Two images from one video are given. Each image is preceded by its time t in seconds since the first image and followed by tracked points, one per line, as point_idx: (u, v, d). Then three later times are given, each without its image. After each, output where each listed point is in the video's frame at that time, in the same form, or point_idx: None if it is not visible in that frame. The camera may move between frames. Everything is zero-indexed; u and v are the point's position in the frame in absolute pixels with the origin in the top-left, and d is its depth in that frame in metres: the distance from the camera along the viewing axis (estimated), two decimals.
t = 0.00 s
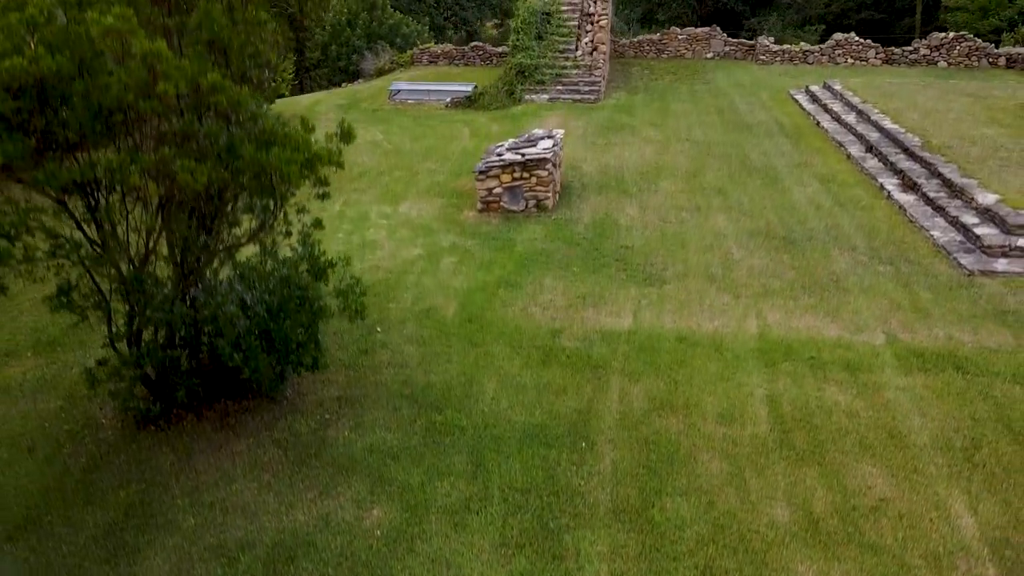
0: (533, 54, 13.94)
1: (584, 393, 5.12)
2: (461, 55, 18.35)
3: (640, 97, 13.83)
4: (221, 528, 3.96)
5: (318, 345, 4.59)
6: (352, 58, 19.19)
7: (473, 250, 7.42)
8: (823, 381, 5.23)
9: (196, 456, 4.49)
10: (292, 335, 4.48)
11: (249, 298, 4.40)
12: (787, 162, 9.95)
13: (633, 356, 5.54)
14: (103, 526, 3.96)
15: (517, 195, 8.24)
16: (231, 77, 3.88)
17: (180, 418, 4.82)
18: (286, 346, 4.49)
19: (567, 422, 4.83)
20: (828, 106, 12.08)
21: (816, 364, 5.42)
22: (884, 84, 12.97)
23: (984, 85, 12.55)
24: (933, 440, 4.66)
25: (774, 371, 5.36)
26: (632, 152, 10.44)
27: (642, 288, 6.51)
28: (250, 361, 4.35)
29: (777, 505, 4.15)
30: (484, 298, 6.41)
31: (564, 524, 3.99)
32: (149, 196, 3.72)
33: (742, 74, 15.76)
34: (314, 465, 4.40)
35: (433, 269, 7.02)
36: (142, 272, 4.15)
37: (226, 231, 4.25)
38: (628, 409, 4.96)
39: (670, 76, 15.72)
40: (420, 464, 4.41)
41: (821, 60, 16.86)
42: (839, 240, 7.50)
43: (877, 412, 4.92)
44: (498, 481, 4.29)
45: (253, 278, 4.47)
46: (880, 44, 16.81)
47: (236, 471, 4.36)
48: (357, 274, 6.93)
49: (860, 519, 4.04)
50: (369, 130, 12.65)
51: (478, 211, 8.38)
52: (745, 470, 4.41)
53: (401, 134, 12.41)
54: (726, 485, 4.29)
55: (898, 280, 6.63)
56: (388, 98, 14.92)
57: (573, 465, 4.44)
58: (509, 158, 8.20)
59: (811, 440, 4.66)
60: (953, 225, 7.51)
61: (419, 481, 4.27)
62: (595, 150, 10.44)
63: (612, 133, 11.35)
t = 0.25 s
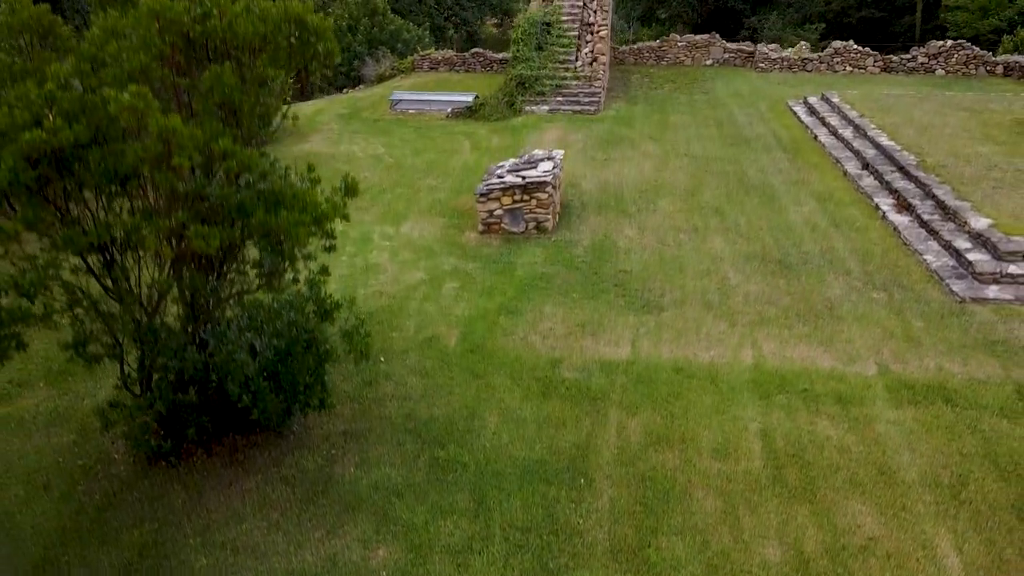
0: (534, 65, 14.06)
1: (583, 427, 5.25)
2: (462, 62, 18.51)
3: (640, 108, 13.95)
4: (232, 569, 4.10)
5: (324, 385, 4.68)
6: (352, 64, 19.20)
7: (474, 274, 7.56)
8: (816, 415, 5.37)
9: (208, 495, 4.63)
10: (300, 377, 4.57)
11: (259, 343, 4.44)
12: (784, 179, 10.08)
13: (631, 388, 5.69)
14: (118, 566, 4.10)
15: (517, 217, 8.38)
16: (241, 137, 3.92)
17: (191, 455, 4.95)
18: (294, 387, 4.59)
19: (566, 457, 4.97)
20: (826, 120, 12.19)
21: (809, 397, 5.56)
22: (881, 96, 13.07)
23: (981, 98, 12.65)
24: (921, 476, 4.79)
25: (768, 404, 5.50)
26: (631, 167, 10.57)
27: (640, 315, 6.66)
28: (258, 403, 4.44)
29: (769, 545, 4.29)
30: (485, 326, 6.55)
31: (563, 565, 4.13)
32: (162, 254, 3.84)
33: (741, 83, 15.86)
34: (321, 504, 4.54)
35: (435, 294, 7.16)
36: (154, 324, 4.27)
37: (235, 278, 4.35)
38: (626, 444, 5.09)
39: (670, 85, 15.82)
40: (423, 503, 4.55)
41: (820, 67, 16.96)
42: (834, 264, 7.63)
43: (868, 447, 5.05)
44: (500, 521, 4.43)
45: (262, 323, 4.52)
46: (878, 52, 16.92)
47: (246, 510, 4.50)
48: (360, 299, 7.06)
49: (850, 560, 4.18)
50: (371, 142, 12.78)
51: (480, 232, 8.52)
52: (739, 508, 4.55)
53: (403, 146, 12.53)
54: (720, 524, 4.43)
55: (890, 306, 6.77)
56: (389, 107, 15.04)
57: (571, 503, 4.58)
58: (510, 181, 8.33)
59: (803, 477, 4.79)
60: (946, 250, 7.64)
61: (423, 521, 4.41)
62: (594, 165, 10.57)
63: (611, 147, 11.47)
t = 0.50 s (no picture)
0: (534, 75, 14.17)
1: (581, 459, 5.40)
2: (462, 68, 18.64)
3: (639, 118, 14.06)
4: None
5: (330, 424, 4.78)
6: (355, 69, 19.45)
7: (476, 296, 7.70)
8: (809, 446, 5.51)
9: (218, 530, 4.77)
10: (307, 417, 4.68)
11: (269, 386, 4.54)
12: (781, 196, 10.20)
13: (629, 417, 5.83)
14: None
15: (518, 238, 8.52)
16: (250, 193, 4.04)
17: (201, 488, 5.09)
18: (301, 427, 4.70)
19: (566, 490, 5.11)
20: (824, 133, 12.30)
21: (803, 427, 5.70)
22: (879, 107, 13.19)
23: (977, 110, 12.77)
24: (910, 510, 4.94)
25: (763, 434, 5.64)
26: (630, 183, 10.70)
27: (638, 342, 6.80)
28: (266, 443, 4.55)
29: None
30: (487, 353, 6.69)
31: None
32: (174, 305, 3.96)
33: (740, 92, 15.97)
34: (328, 539, 4.68)
35: (437, 318, 7.30)
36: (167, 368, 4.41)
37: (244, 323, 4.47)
38: (624, 476, 5.23)
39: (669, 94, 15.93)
40: (427, 538, 4.69)
41: (819, 75, 17.07)
42: (829, 286, 7.76)
43: (859, 480, 5.19)
44: (501, 557, 4.57)
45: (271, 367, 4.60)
46: (877, 59, 17.02)
47: (256, 545, 4.64)
48: (364, 324, 7.20)
49: None
50: (372, 154, 12.89)
51: (481, 252, 8.65)
52: (733, 543, 4.69)
53: (404, 157, 12.66)
54: (714, 560, 4.57)
55: (883, 332, 6.90)
56: (390, 116, 15.16)
57: (570, 538, 4.72)
58: (510, 202, 8.46)
59: (796, 511, 4.93)
60: (939, 273, 7.78)
61: (426, 557, 4.56)
62: (593, 180, 10.70)
63: (611, 161, 11.59)
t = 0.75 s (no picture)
0: (535, 84, 14.27)
1: (581, 488, 5.54)
2: (463, 74, 18.74)
3: (639, 128, 14.17)
4: None
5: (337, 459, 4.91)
6: (356, 75, 19.66)
7: (478, 317, 7.83)
8: (803, 475, 5.65)
9: (228, 560, 4.91)
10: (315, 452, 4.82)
11: (278, 425, 4.63)
12: (779, 211, 10.31)
13: (627, 445, 5.97)
14: None
15: (519, 257, 8.64)
16: (261, 243, 4.17)
17: (211, 519, 5.22)
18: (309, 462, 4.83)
19: (566, 520, 5.25)
20: (822, 145, 12.42)
21: (797, 455, 5.84)
22: (877, 118, 13.29)
23: (974, 121, 12.88)
24: (901, 540, 5.07)
25: (758, 462, 5.78)
26: (630, 197, 10.82)
27: (637, 366, 6.93)
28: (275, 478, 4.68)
29: None
30: (488, 377, 6.83)
31: None
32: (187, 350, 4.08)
33: (739, 99, 16.06)
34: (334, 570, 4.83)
35: (440, 341, 7.43)
36: (180, 408, 4.56)
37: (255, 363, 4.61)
38: (622, 506, 5.37)
39: (668, 102, 16.03)
40: (430, 570, 4.84)
41: (818, 82, 17.17)
42: (825, 307, 7.89)
43: (851, 509, 5.33)
44: None
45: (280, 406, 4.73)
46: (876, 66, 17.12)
47: None
48: (367, 347, 7.33)
49: None
50: (374, 165, 13.00)
51: (482, 270, 8.78)
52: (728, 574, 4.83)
53: (406, 169, 12.77)
54: None
55: (878, 356, 7.03)
56: (392, 124, 15.25)
57: (569, 569, 4.86)
58: (511, 222, 8.58)
59: (790, 541, 5.07)
60: (933, 294, 7.90)
61: None
62: (593, 195, 10.82)
63: (611, 174, 11.71)
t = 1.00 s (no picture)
0: (536, 94, 14.37)
1: (582, 514, 5.68)
2: (464, 79, 18.85)
3: (639, 138, 14.28)
4: None
5: (345, 491, 5.05)
6: (357, 79, 19.75)
7: (481, 337, 7.96)
8: (799, 500, 5.79)
9: None
10: (323, 485, 4.96)
11: (289, 460, 4.82)
12: (777, 226, 10.45)
13: (627, 470, 6.11)
14: None
15: (521, 275, 8.77)
16: (276, 288, 4.31)
17: (221, 547, 5.36)
18: (317, 495, 4.97)
19: (568, 547, 5.39)
20: (821, 157, 12.54)
21: (793, 480, 5.99)
22: (875, 128, 13.41)
23: (971, 133, 13.00)
24: (894, 568, 5.22)
25: (755, 488, 5.92)
26: (630, 211, 10.95)
27: (637, 389, 7.07)
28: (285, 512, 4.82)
29: None
30: (491, 400, 6.97)
31: None
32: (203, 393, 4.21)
33: (739, 107, 16.16)
34: None
35: (443, 361, 7.57)
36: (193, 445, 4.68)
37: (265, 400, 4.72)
38: (623, 532, 5.52)
39: (669, 109, 16.13)
40: None
41: (817, 89, 17.27)
42: (822, 327, 8.03)
43: (846, 536, 5.47)
44: None
45: (288, 442, 4.88)
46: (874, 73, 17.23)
47: None
48: (372, 368, 7.47)
49: None
50: (377, 176, 13.12)
51: (485, 288, 8.91)
52: None
53: (408, 180, 12.89)
54: None
55: (873, 378, 7.17)
56: (394, 133, 15.36)
57: None
58: (513, 241, 8.71)
59: (786, 569, 5.21)
60: (929, 313, 8.03)
61: None
62: (594, 209, 10.95)
63: (611, 186, 11.83)
